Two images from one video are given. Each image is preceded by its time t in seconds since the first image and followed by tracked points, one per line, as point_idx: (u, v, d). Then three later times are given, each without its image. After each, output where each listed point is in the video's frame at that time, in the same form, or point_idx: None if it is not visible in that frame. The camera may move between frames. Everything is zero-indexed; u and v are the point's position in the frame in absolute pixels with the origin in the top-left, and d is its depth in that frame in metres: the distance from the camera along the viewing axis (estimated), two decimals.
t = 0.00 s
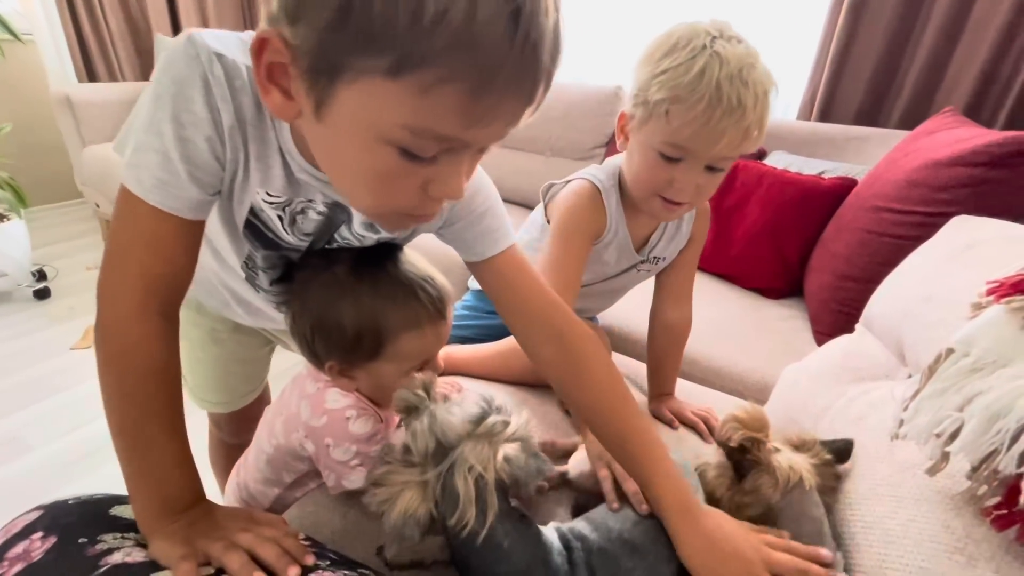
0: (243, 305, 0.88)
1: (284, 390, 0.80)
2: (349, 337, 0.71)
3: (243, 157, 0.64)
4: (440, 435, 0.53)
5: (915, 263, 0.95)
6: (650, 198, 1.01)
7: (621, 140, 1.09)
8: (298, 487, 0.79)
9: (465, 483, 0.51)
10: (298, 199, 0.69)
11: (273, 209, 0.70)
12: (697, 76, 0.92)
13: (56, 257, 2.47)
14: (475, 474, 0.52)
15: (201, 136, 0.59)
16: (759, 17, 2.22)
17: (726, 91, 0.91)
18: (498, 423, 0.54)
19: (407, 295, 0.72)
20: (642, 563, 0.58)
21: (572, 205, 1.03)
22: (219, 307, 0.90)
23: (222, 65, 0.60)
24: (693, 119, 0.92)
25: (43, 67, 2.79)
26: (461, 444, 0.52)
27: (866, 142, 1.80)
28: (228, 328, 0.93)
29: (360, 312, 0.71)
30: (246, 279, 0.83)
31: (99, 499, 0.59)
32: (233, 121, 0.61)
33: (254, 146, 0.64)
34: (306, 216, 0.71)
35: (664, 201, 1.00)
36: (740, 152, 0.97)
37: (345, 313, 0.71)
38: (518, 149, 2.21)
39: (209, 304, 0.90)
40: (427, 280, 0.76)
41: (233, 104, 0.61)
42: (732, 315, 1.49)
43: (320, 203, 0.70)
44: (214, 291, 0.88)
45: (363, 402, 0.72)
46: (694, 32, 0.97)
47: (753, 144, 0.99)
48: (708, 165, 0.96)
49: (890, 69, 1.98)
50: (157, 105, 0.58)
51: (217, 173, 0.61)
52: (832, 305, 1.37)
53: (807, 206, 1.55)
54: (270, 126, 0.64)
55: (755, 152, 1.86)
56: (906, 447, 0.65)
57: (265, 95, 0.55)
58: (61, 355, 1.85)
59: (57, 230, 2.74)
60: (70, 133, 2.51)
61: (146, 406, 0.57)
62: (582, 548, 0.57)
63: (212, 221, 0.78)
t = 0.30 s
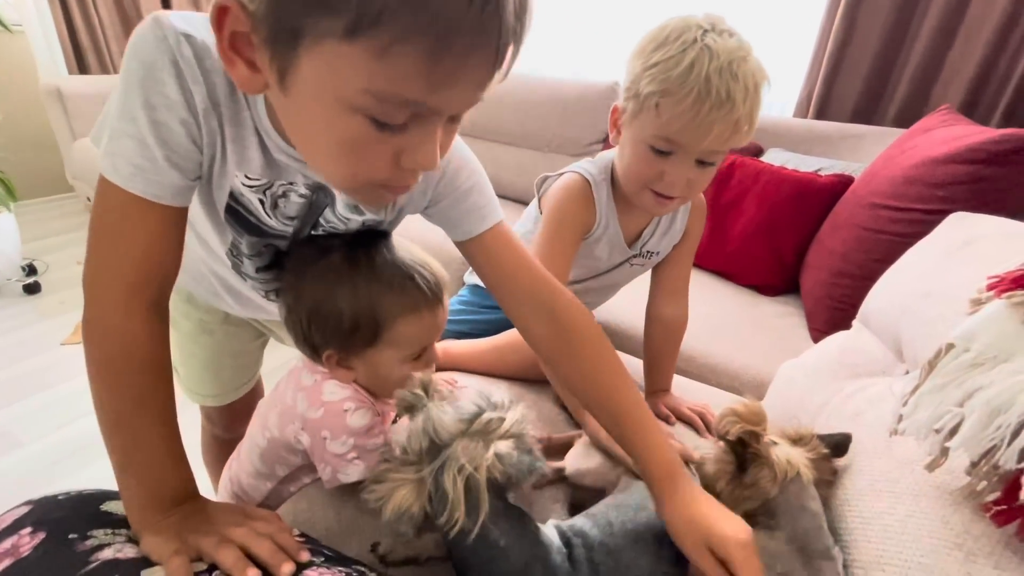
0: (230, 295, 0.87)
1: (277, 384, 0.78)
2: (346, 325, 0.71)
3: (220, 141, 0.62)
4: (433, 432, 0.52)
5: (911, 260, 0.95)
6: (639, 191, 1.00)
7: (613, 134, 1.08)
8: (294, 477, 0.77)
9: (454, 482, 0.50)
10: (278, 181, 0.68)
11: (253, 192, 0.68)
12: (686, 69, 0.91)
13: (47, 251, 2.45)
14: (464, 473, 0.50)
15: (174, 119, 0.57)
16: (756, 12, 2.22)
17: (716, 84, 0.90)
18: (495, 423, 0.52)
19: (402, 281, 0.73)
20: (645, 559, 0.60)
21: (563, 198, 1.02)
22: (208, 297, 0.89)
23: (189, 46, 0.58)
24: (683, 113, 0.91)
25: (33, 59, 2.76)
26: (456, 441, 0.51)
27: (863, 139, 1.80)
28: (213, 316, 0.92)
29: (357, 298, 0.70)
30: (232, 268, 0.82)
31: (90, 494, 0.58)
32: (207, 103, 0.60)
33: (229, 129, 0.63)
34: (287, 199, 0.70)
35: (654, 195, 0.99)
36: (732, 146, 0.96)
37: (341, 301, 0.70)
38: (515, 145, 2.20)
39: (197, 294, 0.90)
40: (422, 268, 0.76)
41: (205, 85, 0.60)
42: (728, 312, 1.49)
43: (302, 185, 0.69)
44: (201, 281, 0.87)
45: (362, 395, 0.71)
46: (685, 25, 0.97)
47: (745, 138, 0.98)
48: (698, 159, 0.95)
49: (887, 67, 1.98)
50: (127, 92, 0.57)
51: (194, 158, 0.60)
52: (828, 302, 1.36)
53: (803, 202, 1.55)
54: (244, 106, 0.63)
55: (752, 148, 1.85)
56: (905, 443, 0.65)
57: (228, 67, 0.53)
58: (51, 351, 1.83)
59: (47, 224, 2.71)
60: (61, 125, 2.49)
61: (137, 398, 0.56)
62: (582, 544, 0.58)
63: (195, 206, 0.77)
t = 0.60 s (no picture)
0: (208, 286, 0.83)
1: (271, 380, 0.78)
2: (347, 311, 0.69)
3: (173, 96, 0.59)
4: (459, 423, 0.51)
5: (908, 259, 0.95)
6: (633, 185, 1.00)
7: (603, 133, 1.08)
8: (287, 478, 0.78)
9: (461, 474, 0.49)
10: (243, 124, 0.68)
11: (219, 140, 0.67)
12: (665, 57, 0.91)
13: (39, 246, 2.43)
14: (474, 469, 0.49)
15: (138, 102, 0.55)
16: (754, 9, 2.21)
17: (697, 68, 0.90)
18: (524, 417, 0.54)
19: (400, 267, 0.71)
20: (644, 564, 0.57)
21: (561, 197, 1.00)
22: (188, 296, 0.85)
23: None
24: (668, 100, 0.91)
25: (23, 51, 2.73)
26: (477, 436, 0.51)
27: (859, 137, 1.80)
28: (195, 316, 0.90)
29: (357, 284, 0.69)
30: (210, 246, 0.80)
31: (83, 490, 0.58)
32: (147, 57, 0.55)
33: (179, 79, 0.60)
34: (257, 142, 0.71)
35: (646, 187, 0.99)
36: (721, 134, 0.95)
37: (341, 288, 0.69)
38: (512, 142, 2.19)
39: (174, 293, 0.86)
40: (420, 253, 0.75)
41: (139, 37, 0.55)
42: (724, 309, 1.49)
43: (270, 125, 0.70)
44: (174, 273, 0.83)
45: (360, 389, 0.72)
46: (663, 19, 0.97)
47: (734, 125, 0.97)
48: (689, 148, 0.95)
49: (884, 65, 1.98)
50: (54, 67, 0.50)
51: (147, 123, 0.56)
52: (824, 299, 1.37)
53: (798, 200, 1.55)
54: (183, 45, 0.59)
55: (748, 146, 1.85)
56: (901, 440, 0.65)
57: None
58: (43, 346, 1.82)
59: (38, 219, 2.69)
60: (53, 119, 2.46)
61: (121, 397, 0.54)
62: (579, 548, 0.57)
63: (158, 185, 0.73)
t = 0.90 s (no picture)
0: (194, 279, 0.83)
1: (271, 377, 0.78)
2: (341, 298, 0.70)
3: None
4: (468, 432, 0.49)
5: (903, 258, 0.95)
6: (634, 185, 0.98)
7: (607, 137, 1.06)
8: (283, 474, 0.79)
9: (486, 491, 0.48)
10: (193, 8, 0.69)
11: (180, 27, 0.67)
12: (662, 50, 0.88)
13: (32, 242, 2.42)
14: (495, 482, 0.48)
15: (57, 29, 0.51)
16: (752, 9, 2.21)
17: (693, 59, 0.87)
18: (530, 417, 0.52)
19: (392, 251, 0.71)
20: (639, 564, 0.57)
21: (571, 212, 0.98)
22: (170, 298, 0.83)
23: None
24: (665, 94, 0.88)
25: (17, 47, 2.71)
26: (485, 446, 0.49)
27: (855, 138, 1.80)
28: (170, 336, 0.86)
29: (351, 271, 0.69)
30: (189, 200, 0.77)
31: (78, 481, 0.58)
32: None
33: None
34: (209, 28, 0.71)
35: (650, 187, 0.97)
36: (725, 127, 0.92)
37: (336, 276, 0.69)
38: (509, 141, 2.19)
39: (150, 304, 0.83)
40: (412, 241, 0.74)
41: None
42: (720, 308, 1.49)
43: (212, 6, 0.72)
44: (159, 276, 0.81)
45: (354, 382, 0.72)
46: (662, 15, 0.94)
47: (740, 117, 0.93)
48: (690, 144, 0.92)
49: (880, 66, 1.98)
50: None
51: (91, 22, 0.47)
52: (820, 299, 1.37)
53: (795, 200, 1.55)
54: None
55: (745, 146, 1.85)
56: (895, 440, 0.66)
57: None
58: (37, 343, 1.81)
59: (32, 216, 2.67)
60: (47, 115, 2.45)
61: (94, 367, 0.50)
62: (575, 551, 0.55)
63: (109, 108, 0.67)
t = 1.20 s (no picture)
0: (178, 254, 0.81)
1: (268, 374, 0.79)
2: (329, 290, 0.69)
3: None
4: (478, 420, 0.48)
5: (902, 258, 0.95)
6: (629, 185, 0.97)
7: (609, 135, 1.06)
8: (278, 470, 0.79)
9: (498, 478, 0.47)
10: None
11: None
12: (650, 45, 0.87)
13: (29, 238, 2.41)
14: (505, 469, 0.48)
15: None
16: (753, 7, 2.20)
17: (678, 53, 0.85)
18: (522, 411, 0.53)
19: (382, 244, 0.70)
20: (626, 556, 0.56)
21: (567, 210, 0.98)
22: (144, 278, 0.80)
23: None
24: (648, 90, 0.86)
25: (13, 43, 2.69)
26: (493, 435, 0.48)
27: (854, 138, 1.80)
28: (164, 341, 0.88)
29: (339, 263, 0.69)
30: (168, 154, 0.76)
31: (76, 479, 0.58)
32: None
33: None
34: None
35: (642, 187, 0.96)
36: (717, 125, 0.89)
37: (324, 267, 0.69)
38: (509, 139, 2.19)
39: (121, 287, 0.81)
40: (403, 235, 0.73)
41: None
42: (719, 307, 1.49)
43: None
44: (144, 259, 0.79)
45: (346, 380, 0.71)
46: (662, 10, 0.93)
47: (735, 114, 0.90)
48: (680, 142, 0.90)
49: (880, 66, 1.98)
50: None
51: None
52: (817, 298, 1.37)
53: (794, 199, 1.55)
54: None
55: (744, 145, 1.85)
56: (893, 439, 0.66)
57: None
58: (31, 340, 1.79)
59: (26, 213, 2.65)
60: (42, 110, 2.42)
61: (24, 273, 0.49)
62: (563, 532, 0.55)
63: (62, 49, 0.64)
